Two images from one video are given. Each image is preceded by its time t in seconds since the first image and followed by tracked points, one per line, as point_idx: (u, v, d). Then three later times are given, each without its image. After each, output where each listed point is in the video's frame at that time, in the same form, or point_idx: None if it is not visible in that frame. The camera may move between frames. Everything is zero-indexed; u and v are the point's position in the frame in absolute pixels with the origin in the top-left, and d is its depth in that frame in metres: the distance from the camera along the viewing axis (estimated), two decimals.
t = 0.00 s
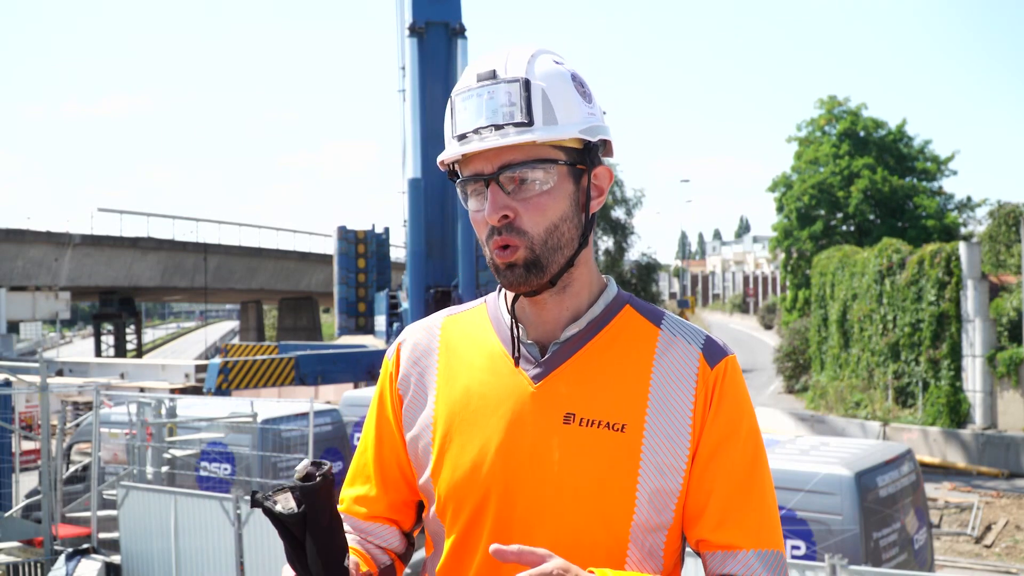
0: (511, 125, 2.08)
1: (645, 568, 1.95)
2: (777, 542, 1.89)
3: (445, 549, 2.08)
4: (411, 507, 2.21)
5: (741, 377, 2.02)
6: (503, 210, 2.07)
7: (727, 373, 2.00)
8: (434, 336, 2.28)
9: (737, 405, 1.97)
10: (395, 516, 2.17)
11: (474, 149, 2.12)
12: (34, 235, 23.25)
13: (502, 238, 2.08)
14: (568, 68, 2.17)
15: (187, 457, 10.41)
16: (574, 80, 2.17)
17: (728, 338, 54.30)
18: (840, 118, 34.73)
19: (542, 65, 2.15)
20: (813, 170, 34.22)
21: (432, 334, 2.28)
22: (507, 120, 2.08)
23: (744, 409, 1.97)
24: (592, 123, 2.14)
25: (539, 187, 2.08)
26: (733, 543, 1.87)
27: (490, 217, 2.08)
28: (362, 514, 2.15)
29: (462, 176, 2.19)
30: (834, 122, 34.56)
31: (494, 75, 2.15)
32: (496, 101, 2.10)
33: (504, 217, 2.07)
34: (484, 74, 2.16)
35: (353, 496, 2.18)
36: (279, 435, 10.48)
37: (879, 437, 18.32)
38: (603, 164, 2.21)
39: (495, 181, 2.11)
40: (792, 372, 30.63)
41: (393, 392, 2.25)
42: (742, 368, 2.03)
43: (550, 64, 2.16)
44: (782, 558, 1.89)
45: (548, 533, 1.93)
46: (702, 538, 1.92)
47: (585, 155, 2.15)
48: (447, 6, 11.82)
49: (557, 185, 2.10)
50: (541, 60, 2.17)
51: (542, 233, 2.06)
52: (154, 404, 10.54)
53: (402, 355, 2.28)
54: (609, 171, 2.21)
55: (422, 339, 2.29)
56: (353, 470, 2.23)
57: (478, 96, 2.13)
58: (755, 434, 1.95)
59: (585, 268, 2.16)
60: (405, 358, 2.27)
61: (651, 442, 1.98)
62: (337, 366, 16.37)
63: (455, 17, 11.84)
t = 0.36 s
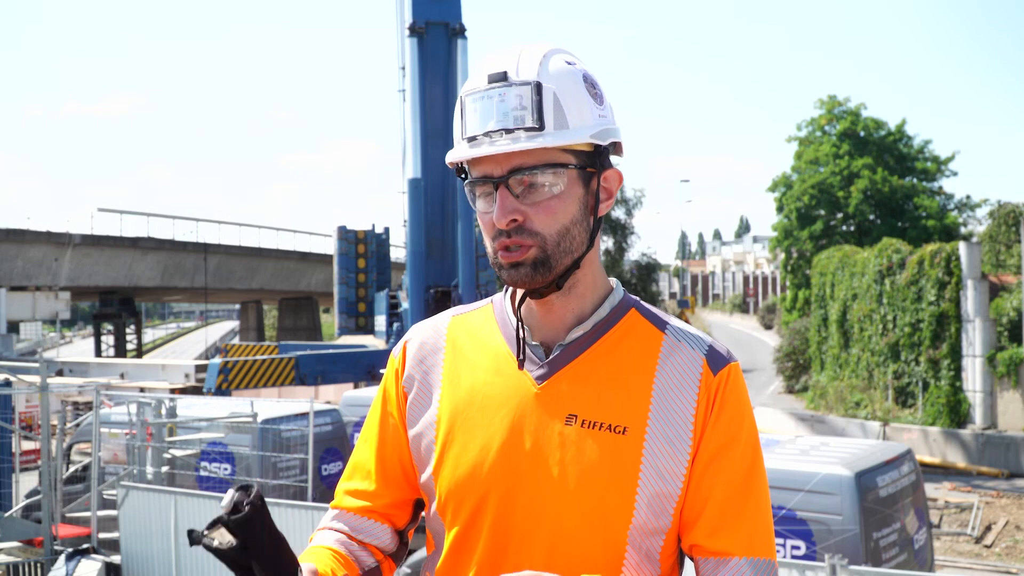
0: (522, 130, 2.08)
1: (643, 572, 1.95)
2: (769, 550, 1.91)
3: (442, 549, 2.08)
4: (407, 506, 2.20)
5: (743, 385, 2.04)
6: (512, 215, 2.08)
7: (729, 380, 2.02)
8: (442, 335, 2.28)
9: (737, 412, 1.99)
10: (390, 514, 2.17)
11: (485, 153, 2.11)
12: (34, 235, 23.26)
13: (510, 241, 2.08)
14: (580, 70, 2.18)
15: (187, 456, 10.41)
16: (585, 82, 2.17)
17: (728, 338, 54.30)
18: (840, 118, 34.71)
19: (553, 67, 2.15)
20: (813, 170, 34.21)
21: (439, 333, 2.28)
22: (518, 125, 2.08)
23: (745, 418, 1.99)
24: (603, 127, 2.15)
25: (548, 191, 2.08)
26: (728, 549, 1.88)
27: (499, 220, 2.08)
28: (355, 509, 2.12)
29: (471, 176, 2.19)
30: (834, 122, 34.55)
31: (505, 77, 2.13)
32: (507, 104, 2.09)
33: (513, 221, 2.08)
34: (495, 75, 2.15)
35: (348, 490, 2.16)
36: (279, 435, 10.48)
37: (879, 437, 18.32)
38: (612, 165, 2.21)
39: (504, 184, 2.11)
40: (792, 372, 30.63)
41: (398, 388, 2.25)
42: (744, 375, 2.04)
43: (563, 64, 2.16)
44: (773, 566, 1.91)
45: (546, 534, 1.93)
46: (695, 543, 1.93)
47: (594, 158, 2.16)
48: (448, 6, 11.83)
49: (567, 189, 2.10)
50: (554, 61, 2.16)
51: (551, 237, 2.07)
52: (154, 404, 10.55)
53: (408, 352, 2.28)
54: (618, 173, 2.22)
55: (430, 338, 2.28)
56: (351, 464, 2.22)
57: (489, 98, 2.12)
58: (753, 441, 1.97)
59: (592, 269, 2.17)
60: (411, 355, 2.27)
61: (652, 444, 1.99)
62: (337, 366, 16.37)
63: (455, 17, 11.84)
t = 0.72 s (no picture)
0: (539, 124, 2.08)
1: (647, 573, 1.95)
2: (773, 553, 1.91)
3: (446, 543, 2.08)
4: (410, 499, 2.19)
5: (750, 389, 2.04)
6: (528, 209, 2.06)
7: (737, 384, 2.02)
8: (448, 329, 2.28)
9: (745, 417, 1.99)
10: (395, 506, 2.16)
11: (501, 147, 2.11)
12: (34, 235, 23.24)
13: (525, 236, 2.07)
14: (595, 67, 2.19)
15: (187, 456, 10.40)
16: (600, 80, 2.19)
17: (728, 338, 54.30)
18: (840, 118, 34.69)
19: (569, 63, 2.16)
20: (813, 170, 34.19)
21: (446, 327, 2.28)
22: (535, 119, 2.08)
23: (753, 421, 1.99)
24: (617, 125, 2.15)
25: (564, 186, 2.08)
26: (731, 552, 1.89)
27: (515, 215, 2.07)
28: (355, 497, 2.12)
29: (485, 173, 2.18)
30: (835, 122, 34.52)
31: (523, 72, 2.13)
32: (524, 99, 2.09)
33: (529, 216, 2.07)
34: (512, 71, 2.15)
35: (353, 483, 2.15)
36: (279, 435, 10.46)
37: (879, 437, 18.34)
38: (626, 165, 2.21)
39: (521, 179, 2.10)
40: (792, 372, 30.64)
41: (403, 384, 2.24)
42: (751, 380, 2.04)
43: (578, 61, 2.17)
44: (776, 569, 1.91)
45: (551, 534, 1.93)
46: (701, 546, 1.93)
47: (609, 156, 2.16)
48: (448, 6, 11.83)
49: (582, 184, 2.10)
50: (569, 59, 2.17)
51: (567, 231, 2.06)
52: (154, 404, 10.57)
53: (414, 345, 2.27)
54: (630, 172, 2.21)
55: (436, 331, 2.28)
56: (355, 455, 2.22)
57: (506, 93, 2.12)
58: (760, 444, 1.97)
59: (603, 269, 2.16)
60: (417, 348, 2.27)
61: (658, 447, 1.99)
62: (337, 366, 16.37)
63: (455, 17, 11.84)
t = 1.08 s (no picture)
0: (541, 116, 2.08)
1: None
2: (776, 558, 1.92)
3: (452, 549, 2.07)
4: (417, 506, 2.18)
5: (754, 393, 2.04)
6: (531, 200, 2.07)
7: (742, 388, 2.02)
8: (453, 332, 2.26)
9: (750, 420, 2.00)
10: (403, 513, 2.15)
11: (503, 140, 2.10)
12: (34, 235, 23.23)
13: (530, 229, 2.07)
14: (595, 67, 2.18)
15: (187, 456, 10.40)
16: (601, 79, 2.18)
17: (728, 338, 54.29)
18: (840, 118, 34.66)
19: (570, 62, 2.15)
20: (813, 170, 34.17)
21: (451, 330, 2.27)
22: (537, 111, 2.08)
23: (757, 427, 2.00)
24: (618, 121, 2.15)
25: (565, 180, 2.08)
26: (736, 557, 1.90)
27: (519, 206, 2.07)
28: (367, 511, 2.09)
29: (488, 170, 2.18)
30: (834, 122, 34.50)
31: (524, 68, 2.13)
32: (526, 93, 2.09)
33: (533, 207, 2.07)
34: (513, 68, 2.15)
35: (361, 490, 2.14)
36: (279, 435, 10.40)
37: (879, 437, 18.33)
38: (627, 164, 2.22)
39: (524, 172, 2.10)
40: (792, 372, 30.65)
41: (409, 387, 2.22)
42: (756, 384, 2.05)
43: (578, 61, 2.16)
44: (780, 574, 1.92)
45: (558, 539, 1.93)
46: (703, 549, 1.94)
47: (610, 153, 2.16)
48: (448, 6, 11.83)
49: (585, 178, 2.10)
50: (569, 57, 2.17)
51: (571, 225, 2.07)
52: (154, 404, 10.57)
53: (419, 348, 2.26)
54: (632, 170, 2.22)
55: (441, 334, 2.27)
56: (362, 462, 2.19)
57: (507, 88, 2.12)
58: (764, 451, 1.98)
59: (606, 269, 2.17)
60: (422, 351, 2.25)
61: (664, 450, 1.99)
62: (337, 366, 16.38)
63: (455, 17, 11.83)
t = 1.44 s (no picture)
0: (532, 108, 2.08)
1: None
2: (774, 557, 1.92)
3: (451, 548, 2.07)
4: (415, 507, 2.18)
5: (751, 390, 2.04)
6: (523, 191, 2.06)
7: (738, 386, 2.02)
8: (449, 331, 2.26)
9: (747, 418, 1.99)
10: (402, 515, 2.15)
11: (494, 132, 2.11)
12: (34, 235, 23.21)
13: (523, 222, 2.07)
14: (582, 69, 2.18)
15: (187, 456, 10.40)
16: (589, 79, 2.18)
17: (728, 338, 54.31)
18: (840, 118, 34.65)
19: (558, 62, 2.16)
20: (813, 170, 34.16)
21: (447, 330, 2.27)
22: (528, 104, 2.08)
23: (754, 425, 1.99)
24: (607, 117, 2.15)
25: (555, 172, 2.08)
26: (732, 556, 1.90)
27: (512, 196, 2.07)
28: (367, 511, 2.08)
29: (480, 166, 2.18)
30: (834, 123, 34.50)
31: (514, 65, 2.15)
32: (516, 87, 2.10)
33: (524, 198, 2.07)
34: (503, 65, 2.16)
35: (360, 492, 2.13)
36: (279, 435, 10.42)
37: (879, 437, 18.33)
38: (617, 162, 2.21)
39: (516, 165, 2.10)
40: (792, 372, 30.67)
41: (405, 387, 2.22)
42: (752, 380, 2.04)
43: (566, 62, 2.17)
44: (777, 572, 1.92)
45: (556, 536, 1.93)
46: (702, 549, 1.95)
47: (600, 150, 2.15)
48: (448, 6, 11.85)
49: (576, 172, 2.10)
50: (557, 57, 2.18)
51: (561, 217, 2.06)
52: (154, 404, 10.58)
53: (414, 350, 2.26)
54: (622, 169, 2.21)
55: (436, 334, 2.27)
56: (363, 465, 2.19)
57: (498, 83, 2.12)
58: (762, 450, 1.98)
59: (601, 266, 2.16)
60: (416, 352, 2.25)
61: (660, 451, 1.99)
62: (337, 366, 16.38)
63: (455, 17, 11.86)
